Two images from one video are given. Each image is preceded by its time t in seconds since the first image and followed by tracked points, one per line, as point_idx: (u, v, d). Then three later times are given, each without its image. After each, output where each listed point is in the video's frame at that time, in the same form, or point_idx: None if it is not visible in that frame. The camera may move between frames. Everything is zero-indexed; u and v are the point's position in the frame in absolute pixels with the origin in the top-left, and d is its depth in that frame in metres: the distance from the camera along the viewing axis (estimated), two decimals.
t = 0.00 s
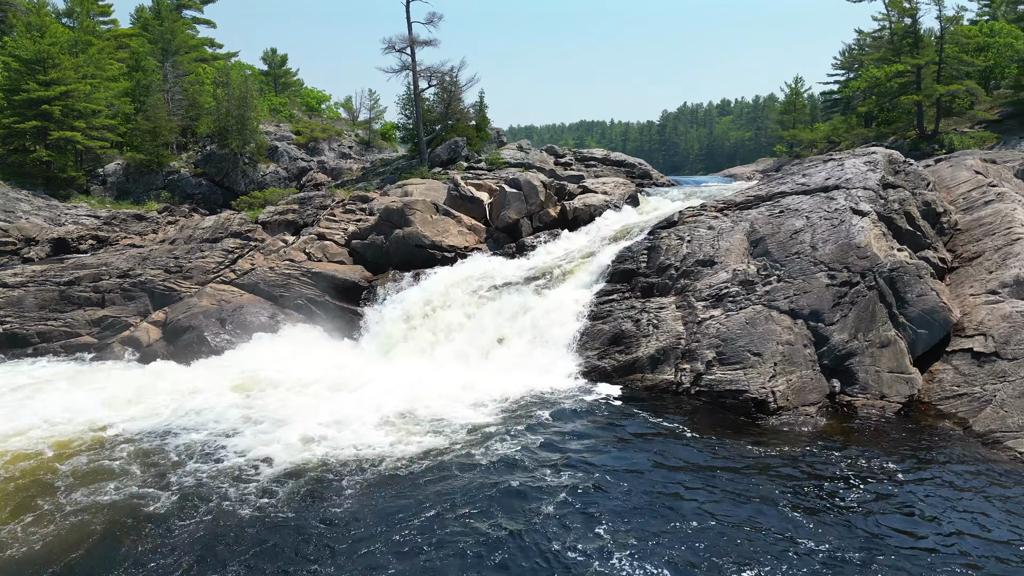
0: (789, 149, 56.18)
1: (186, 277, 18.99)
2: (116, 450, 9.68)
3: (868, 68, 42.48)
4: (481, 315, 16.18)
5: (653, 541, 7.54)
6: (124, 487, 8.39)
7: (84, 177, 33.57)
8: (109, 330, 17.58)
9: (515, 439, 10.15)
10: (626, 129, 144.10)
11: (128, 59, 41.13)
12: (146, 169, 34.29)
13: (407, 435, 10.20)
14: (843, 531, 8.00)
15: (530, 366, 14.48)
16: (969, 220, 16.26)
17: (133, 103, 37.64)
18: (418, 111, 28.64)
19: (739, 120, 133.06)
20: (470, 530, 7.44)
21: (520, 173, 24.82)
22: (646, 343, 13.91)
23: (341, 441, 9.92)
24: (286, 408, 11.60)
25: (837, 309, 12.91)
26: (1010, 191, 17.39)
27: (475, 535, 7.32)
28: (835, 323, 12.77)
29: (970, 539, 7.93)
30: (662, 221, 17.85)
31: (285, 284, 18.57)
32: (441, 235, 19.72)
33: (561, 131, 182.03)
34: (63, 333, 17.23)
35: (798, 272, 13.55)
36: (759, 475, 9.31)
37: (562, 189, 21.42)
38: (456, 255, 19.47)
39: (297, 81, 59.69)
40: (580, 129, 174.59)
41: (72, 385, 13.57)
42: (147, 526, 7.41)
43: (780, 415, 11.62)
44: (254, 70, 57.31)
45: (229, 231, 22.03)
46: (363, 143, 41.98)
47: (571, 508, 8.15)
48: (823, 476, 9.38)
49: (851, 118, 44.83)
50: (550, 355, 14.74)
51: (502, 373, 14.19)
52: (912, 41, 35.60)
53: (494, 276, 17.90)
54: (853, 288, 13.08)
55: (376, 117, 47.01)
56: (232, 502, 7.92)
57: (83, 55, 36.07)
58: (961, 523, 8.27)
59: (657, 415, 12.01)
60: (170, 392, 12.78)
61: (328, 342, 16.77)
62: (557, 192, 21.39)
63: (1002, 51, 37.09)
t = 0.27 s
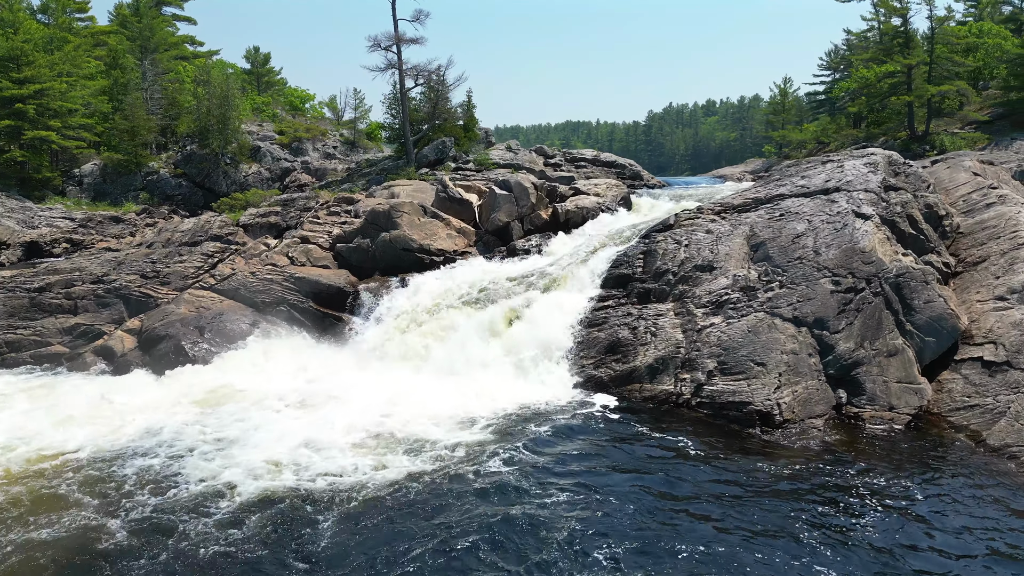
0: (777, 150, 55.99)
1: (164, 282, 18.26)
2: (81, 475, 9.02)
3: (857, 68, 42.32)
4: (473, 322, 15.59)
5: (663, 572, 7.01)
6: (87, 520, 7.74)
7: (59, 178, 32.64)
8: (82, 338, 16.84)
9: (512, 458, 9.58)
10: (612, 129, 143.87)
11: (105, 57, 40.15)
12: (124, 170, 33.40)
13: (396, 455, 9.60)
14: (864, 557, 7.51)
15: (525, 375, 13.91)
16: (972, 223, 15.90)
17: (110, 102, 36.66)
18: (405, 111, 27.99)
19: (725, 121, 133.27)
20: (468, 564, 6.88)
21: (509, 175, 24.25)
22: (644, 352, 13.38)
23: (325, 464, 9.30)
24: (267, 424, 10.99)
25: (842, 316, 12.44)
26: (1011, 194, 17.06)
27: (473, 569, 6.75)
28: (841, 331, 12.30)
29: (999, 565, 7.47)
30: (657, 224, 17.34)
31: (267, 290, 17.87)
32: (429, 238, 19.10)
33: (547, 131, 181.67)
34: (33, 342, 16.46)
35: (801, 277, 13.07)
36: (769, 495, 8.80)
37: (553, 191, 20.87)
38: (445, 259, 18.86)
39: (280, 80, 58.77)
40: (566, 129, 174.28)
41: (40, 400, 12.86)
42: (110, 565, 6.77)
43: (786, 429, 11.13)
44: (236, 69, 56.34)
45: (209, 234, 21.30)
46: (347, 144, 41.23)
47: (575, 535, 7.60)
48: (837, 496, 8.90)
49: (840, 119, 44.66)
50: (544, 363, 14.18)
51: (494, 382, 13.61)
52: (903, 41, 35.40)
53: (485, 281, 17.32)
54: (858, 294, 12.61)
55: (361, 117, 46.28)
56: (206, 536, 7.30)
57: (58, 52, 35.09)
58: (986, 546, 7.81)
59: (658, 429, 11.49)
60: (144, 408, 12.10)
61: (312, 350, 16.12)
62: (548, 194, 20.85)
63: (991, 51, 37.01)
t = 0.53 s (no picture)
0: (766, 150, 55.75)
1: (141, 288, 17.55)
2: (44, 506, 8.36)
3: (847, 69, 42.14)
4: (464, 330, 14.99)
5: None
6: (46, 557, 7.10)
7: (35, 179, 31.73)
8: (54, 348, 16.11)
9: (509, 480, 9.01)
10: (600, 129, 143.64)
11: (82, 54, 39.20)
12: (102, 170, 32.51)
13: (385, 479, 9.00)
14: None
15: (518, 386, 13.33)
16: (976, 226, 15.51)
17: (88, 100, 35.62)
18: (392, 110, 27.35)
19: (711, 121, 133.43)
20: None
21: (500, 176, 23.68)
22: (643, 361, 12.84)
23: (308, 489, 8.69)
24: (248, 443, 10.39)
25: (850, 324, 11.96)
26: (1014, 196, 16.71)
27: None
28: (849, 340, 11.83)
29: None
30: (654, 227, 16.83)
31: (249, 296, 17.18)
32: (418, 242, 18.48)
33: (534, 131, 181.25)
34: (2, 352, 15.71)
35: (806, 284, 12.59)
36: (783, 518, 8.29)
37: (545, 193, 20.31)
38: (435, 264, 18.26)
39: (264, 79, 57.86)
40: (553, 129, 173.92)
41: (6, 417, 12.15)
42: None
43: (794, 444, 10.63)
44: (219, 67, 55.39)
45: (189, 237, 20.57)
46: (333, 144, 40.48)
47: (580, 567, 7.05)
48: (855, 518, 8.40)
49: (830, 120, 44.48)
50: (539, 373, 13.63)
51: (487, 394, 13.04)
52: (894, 42, 35.18)
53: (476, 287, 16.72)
54: (865, 302, 12.15)
55: (347, 117, 45.55)
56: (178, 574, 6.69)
57: (34, 49, 34.14)
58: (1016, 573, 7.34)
59: (660, 443, 10.98)
60: (117, 426, 11.42)
61: (296, 359, 15.45)
62: (540, 196, 20.30)
63: (982, 52, 36.90)
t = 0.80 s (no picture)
0: (756, 152, 55.49)
1: (118, 295, 16.85)
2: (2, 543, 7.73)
3: (837, 70, 41.91)
4: (455, 340, 14.40)
5: None
6: None
7: (10, 181, 30.79)
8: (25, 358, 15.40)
9: (507, 504, 8.45)
10: (587, 129, 143.32)
11: (60, 52, 38.26)
12: (79, 172, 31.62)
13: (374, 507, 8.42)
14: None
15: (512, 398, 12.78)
16: (981, 230, 15.13)
17: (65, 100, 34.16)
18: (379, 110, 26.71)
19: (698, 122, 133.53)
20: None
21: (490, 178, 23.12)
22: (643, 372, 12.32)
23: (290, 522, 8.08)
24: (230, 467, 9.79)
25: (858, 334, 11.50)
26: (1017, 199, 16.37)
27: None
28: (858, 350, 11.37)
29: None
30: (650, 231, 16.32)
31: (231, 304, 16.51)
32: (407, 246, 17.87)
33: (521, 132, 180.81)
34: None
35: (812, 291, 12.12)
36: (799, 543, 7.79)
37: (537, 195, 19.76)
38: (424, 269, 17.67)
39: (248, 78, 56.95)
40: (540, 129, 173.49)
41: None
42: None
43: (804, 460, 10.14)
44: (202, 66, 54.45)
45: (168, 241, 19.86)
46: (318, 145, 39.73)
47: None
48: (875, 540, 7.91)
49: (820, 121, 44.26)
50: (534, 384, 13.10)
51: (479, 407, 12.50)
52: (886, 42, 34.96)
53: (467, 294, 16.13)
54: (874, 310, 11.69)
55: (333, 117, 44.81)
56: None
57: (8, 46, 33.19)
58: None
59: (663, 459, 10.46)
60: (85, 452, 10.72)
61: (279, 370, 14.81)
62: (532, 198, 19.75)
63: (973, 53, 36.76)
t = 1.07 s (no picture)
0: (745, 152, 55.26)
1: (92, 303, 16.14)
2: None
3: (827, 70, 41.71)
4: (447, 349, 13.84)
5: None
6: None
7: None
8: None
9: (505, 530, 7.91)
10: (574, 129, 142.96)
11: (35, 49, 37.27)
12: (55, 173, 30.67)
13: (363, 537, 7.85)
14: None
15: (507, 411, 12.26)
16: (985, 234, 14.78)
17: (40, 99, 33.47)
18: (365, 110, 26.07)
19: (684, 122, 133.64)
20: None
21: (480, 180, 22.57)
22: (644, 384, 11.82)
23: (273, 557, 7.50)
24: (210, 491, 9.21)
25: (867, 343, 11.06)
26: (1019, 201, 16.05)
27: None
28: (868, 360, 10.93)
29: None
30: (647, 235, 15.84)
31: (212, 311, 15.86)
32: (395, 251, 17.28)
33: (507, 132, 180.27)
34: None
35: (818, 299, 11.66)
36: (819, 568, 7.30)
37: (530, 198, 19.23)
38: (413, 274, 17.09)
39: (231, 77, 56.00)
40: (526, 129, 172.99)
41: None
42: None
43: (815, 478, 9.68)
44: (183, 65, 53.45)
45: (146, 245, 19.14)
46: (303, 145, 38.97)
47: None
48: (898, 565, 7.44)
49: (810, 121, 44.06)
50: (530, 395, 12.58)
51: (473, 420, 11.97)
52: (877, 42, 34.72)
53: (458, 301, 15.57)
54: (883, 318, 11.25)
55: (318, 116, 44.04)
56: None
57: None
58: None
59: (667, 476, 9.96)
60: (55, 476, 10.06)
61: (262, 381, 14.18)
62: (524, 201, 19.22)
63: (962, 53, 36.67)
